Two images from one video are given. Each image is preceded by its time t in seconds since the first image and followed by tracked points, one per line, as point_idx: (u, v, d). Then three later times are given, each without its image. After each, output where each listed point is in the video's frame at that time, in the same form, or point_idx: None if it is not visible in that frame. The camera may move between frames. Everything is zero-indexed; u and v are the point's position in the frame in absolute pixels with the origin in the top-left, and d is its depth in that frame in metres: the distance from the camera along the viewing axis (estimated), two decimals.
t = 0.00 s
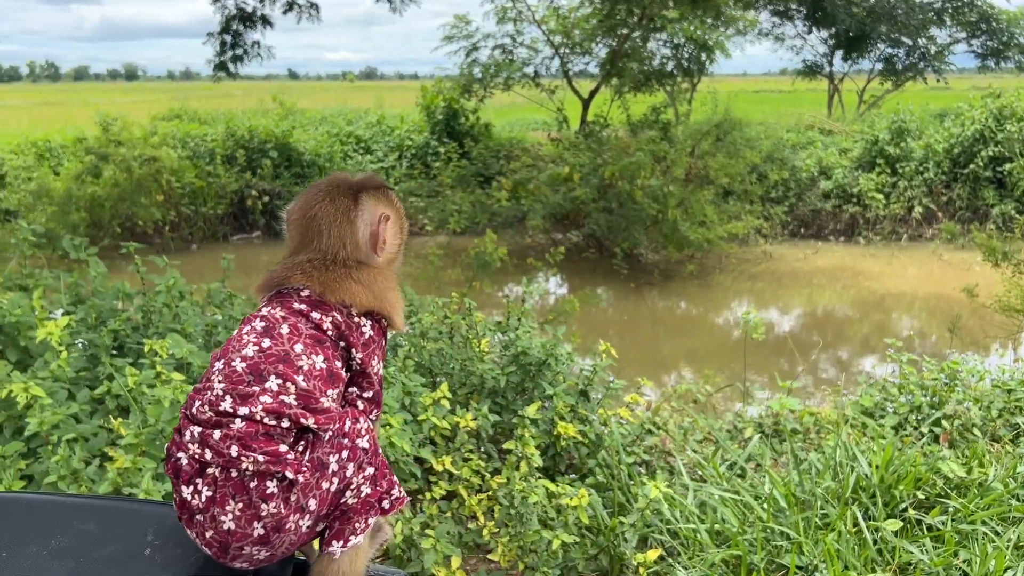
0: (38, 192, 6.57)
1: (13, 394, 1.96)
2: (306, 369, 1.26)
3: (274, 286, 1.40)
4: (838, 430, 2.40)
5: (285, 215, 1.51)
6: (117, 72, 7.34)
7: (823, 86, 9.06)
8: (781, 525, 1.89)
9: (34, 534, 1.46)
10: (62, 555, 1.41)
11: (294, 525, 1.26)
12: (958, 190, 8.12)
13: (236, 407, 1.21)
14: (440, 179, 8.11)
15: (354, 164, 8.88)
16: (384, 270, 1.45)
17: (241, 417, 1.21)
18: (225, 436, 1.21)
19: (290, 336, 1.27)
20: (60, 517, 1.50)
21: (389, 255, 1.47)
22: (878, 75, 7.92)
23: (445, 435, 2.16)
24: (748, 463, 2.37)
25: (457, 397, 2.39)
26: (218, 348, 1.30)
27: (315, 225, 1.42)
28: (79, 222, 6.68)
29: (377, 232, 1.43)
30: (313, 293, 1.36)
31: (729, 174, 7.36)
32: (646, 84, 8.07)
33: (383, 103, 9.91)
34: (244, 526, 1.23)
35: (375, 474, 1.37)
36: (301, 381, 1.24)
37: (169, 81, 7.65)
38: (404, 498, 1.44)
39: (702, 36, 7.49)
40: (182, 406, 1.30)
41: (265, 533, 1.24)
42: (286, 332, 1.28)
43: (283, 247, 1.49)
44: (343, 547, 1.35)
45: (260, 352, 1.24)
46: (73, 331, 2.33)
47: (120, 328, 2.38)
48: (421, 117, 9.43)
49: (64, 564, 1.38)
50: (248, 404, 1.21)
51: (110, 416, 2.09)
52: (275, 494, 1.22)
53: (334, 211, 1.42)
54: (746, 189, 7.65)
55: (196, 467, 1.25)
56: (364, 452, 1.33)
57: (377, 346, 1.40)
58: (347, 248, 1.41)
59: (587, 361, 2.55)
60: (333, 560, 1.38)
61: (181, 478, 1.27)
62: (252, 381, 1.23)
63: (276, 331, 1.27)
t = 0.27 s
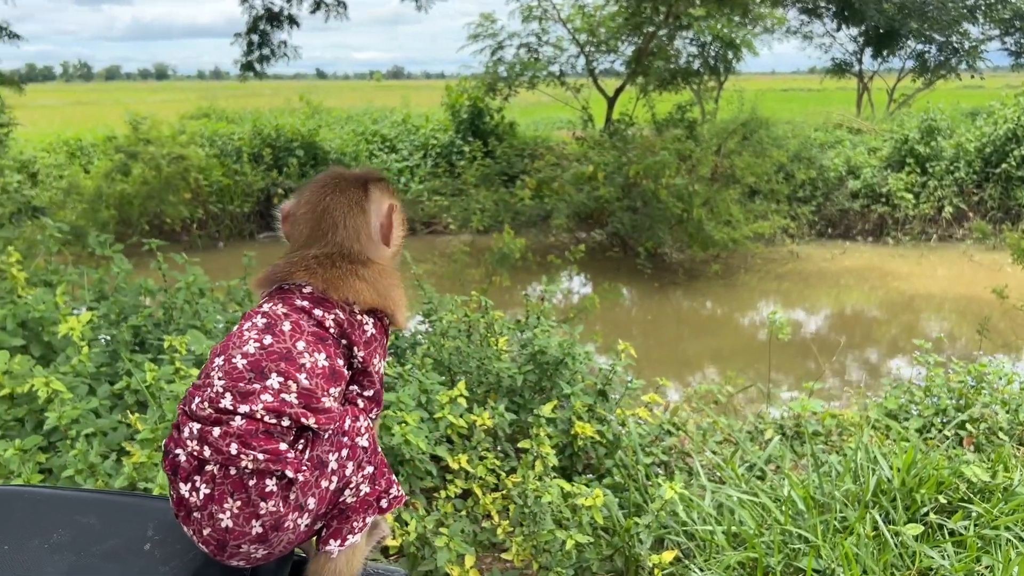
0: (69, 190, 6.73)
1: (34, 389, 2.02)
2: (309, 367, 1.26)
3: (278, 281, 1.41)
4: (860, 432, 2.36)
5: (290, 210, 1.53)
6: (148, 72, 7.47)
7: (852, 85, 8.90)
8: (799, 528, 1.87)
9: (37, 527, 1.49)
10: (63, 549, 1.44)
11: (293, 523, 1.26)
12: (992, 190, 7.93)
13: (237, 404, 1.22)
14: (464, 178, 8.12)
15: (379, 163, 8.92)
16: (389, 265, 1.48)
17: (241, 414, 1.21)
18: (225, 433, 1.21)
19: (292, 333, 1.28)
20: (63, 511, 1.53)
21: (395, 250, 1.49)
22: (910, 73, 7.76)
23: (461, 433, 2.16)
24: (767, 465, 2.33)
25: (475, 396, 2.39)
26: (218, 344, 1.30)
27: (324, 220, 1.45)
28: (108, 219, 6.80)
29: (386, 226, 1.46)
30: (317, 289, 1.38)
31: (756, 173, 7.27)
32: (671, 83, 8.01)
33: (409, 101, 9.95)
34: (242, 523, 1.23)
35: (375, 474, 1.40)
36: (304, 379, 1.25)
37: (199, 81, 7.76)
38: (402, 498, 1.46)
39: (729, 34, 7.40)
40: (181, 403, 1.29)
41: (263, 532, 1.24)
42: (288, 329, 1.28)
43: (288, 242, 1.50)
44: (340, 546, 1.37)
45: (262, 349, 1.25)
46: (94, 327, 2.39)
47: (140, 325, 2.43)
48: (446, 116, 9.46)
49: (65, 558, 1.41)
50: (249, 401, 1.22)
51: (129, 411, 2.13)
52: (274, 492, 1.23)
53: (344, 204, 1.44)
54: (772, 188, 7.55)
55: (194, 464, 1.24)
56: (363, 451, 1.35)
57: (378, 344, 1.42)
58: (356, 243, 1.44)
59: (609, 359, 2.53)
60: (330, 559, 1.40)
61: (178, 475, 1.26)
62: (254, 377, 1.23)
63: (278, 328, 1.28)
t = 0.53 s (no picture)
0: (94, 189, 6.85)
1: (54, 386, 2.06)
2: (322, 367, 1.28)
3: (289, 278, 1.42)
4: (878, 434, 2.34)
5: (295, 207, 1.54)
6: (172, 72, 7.56)
7: (877, 82, 8.77)
8: (814, 530, 1.86)
9: (48, 523, 1.52)
10: (73, 545, 1.46)
11: (304, 521, 1.28)
12: (1019, 188, 7.77)
13: (251, 403, 1.22)
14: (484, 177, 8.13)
15: (399, 162, 8.95)
16: (395, 263, 1.52)
17: (256, 413, 1.22)
18: (239, 432, 1.22)
19: (306, 334, 1.30)
20: (74, 508, 1.56)
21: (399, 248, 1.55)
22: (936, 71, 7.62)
23: (476, 432, 2.16)
24: (784, 467, 2.31)
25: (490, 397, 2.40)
26: (230, 343, 1.30)
27: (335, 218, 1.48)
28: (132, 218, 6.90)
29: (395, 224, 1.52)
30: (328, 288, 1.39)
31: (777, 172, 7.19)
32: (692, 81, 7.95)
33: (430, 100, 9.97)
34: (255, 521, 1.24)
35: (381, 473, 1.43)
36: (317, 379, 1.27)
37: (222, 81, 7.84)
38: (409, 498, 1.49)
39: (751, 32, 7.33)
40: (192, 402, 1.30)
41: (275, 530, 1.26)
42: (301, 328, 1.30)
43: (293, 239, 1.51)
44: (347, 544, 1.40)
45: (275, 349, 1.26)
46: (113, 327, 2.43)
47: (158, 323, 2.47)
48: (467, 115, 9.48)
49: (75, 554, 1.44)
50: (264, 401, 1.23)
51: (147, 409, 2.16)
52: (287, 490, 1.24)
53: (356, 202, 1.48)
54: (794, 187, 7.46)
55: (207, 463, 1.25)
56: (372, 451, 1.38)
57: (387, 344, 1.44)
58: (367, 240, 1.47)
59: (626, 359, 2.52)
60: (336, 557, 1.43)
61: (190, 474, 1.27)
62: (269, 377, 1.24)
63: (291, 328, 1.29)
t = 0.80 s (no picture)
0: (114, 188, 6.95)
1: (74, 382, 2.09)
2: (330, 361, 1.29)
3: (297, 273, 1.43)
4: (896, 433, 2.32)
5: (305, 203, 1.56)
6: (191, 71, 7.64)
7: (897, 80, 8.66)
8: (828, 528, 1.85)
9: (65, 514, 1.55)
10: (89, 534, 1.49)
11: (315, 513, 1.29)
12: None
13: (260, 397, 1.24)
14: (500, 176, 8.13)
15: (416, 161, 8.97)
16: (402, 258, 1.54)
17: (266, 407, 1.23)
18: (249, 426, 1.23)
19: (314, 329, 1.31)
20: (90, 500, 1.59)
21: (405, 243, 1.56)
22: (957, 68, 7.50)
23: (490, 430, 2.17)
24: (800, 465, 2.30)
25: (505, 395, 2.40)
26: (240, 339, 1.32)
27: (342, 213, 1.49)
28: (151, 217, 6.98)
29: (401, 220, 1.53)
30: (336, 282, 1.41)
31: (795, 170, 7.12)
32: (709, 79, 7.89)
33: (446, 99, 9.98)
34: (267, 513, 1.25)
35: (391, 466, 1.44)
36: (326, 373, 1.28)
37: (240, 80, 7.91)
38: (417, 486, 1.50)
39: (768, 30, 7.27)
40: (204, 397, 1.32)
41: (286, 522, 1.27)
42: (309, 322, 1.31)
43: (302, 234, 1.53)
44: (357, 535, 1.41)
45: (284, 344, 1.27)
46: (132, 324, 2.47)
47: (176, 320, 2.51)
48: (483, 114, 9.49)
49: (91, 543, 1.46)
50: (273, 395, 1.24)
51: (164, 404, 2.19)
52: (297, 483, 1.25)
53: (362, 197, 1.50)
54: (812, 185, 7.39)
55: (219, 456, 1.27)
56: (381, 443, 1.39)
57: (395, 337, 1.45)
58: (374, 235, 1.49)
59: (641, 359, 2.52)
60: (346, 547, 1.44)
61: (203, 467, 1.29)
62: (278, 371, 1.26)
63: (299, 322, 1.30)
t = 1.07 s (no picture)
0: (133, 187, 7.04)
1: (94, 378, 2.13)
2: (347, 356, 1.31)
3: (315, 269, 1.45)
4: (913, 431, 2.30)
5: (323, 199, 1.58)
6: (209, 71, 7.71)
7: (915, 76, 8.56)
8: (844, 526, 1.84)
9: (90, 505, 1.58)
10: (114, 526, 1.52)
11: (334, 506, 1.31)
12: None
13: (279, 392, 1.25)
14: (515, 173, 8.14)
15: (431, 159, 8.99)
16: (418, 253, 1.55)
17: (284, 402, 1.25)
18: (268, 421, 1.25)
19: (331, 324, 1.32)
20: (114, 491, 1.62)
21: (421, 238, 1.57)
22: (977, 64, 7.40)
23: (505, 426, 2.19)
24: (814, 463, 2.29)
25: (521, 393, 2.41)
26: (259, 335, 1.33)
27: (359, 209, 1.50)
28: (169, 215, 7.07)
29: (416, 216, 1.55)
30: (353, 279, 1.42)
31: (812, 167, 7.06)
32: (725, 77, 7.84)
33: (461, 97, 10.00)
34: (286, 507, 1.27)
35: (408, 459, 1.45)
36: (343, 368, 1.29)
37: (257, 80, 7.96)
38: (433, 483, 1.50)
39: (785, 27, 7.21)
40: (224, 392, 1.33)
41: (306, 515, 1.29)
42: (327, 318, 1.33)
43: (321, 230, 1.55)
44: (374, 527, 1.43)
45: (302, 340, 1.29)
46: (152, 321, 2.50)
47: (195, 317, 2.54)
48: (498, 111, 9.50)
49: (115, 535, 1.49)
50: (291, 391, 1.26)
51: (184, 400, 2.22)
52: (316, 476, 1.27)
53: (379, 193, 1.51)
54: (829, 182, 7.33)
55: (239, 451, 1.29)
56: (398, 437, 1.41)
57: (411, 332, 1.47)
58: (390, 231, 1.50)
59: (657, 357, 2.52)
60: (364, 539, 1.46)
61: (224, 461, 1.31)
62: (297, 366, 1.27)
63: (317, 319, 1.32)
